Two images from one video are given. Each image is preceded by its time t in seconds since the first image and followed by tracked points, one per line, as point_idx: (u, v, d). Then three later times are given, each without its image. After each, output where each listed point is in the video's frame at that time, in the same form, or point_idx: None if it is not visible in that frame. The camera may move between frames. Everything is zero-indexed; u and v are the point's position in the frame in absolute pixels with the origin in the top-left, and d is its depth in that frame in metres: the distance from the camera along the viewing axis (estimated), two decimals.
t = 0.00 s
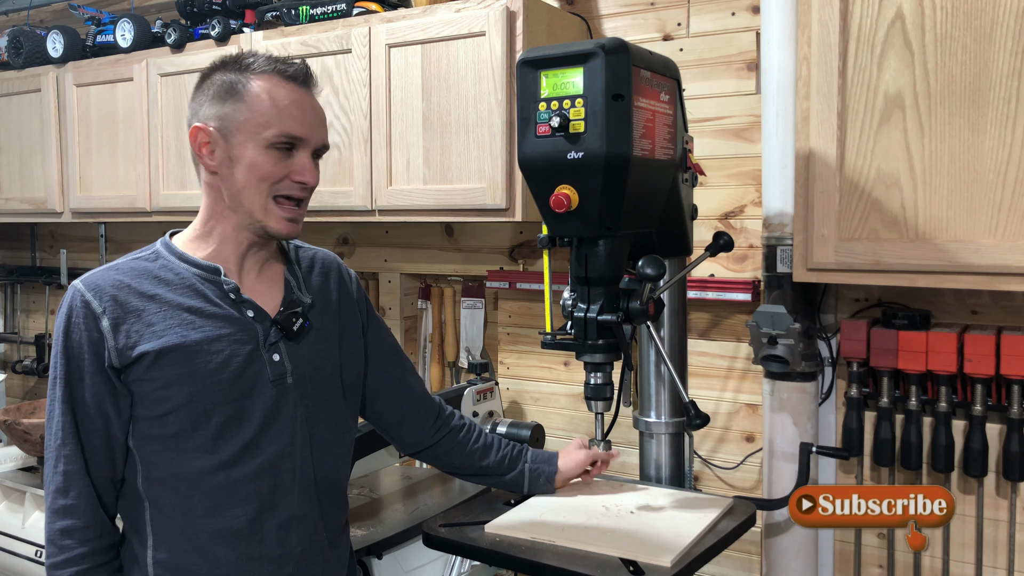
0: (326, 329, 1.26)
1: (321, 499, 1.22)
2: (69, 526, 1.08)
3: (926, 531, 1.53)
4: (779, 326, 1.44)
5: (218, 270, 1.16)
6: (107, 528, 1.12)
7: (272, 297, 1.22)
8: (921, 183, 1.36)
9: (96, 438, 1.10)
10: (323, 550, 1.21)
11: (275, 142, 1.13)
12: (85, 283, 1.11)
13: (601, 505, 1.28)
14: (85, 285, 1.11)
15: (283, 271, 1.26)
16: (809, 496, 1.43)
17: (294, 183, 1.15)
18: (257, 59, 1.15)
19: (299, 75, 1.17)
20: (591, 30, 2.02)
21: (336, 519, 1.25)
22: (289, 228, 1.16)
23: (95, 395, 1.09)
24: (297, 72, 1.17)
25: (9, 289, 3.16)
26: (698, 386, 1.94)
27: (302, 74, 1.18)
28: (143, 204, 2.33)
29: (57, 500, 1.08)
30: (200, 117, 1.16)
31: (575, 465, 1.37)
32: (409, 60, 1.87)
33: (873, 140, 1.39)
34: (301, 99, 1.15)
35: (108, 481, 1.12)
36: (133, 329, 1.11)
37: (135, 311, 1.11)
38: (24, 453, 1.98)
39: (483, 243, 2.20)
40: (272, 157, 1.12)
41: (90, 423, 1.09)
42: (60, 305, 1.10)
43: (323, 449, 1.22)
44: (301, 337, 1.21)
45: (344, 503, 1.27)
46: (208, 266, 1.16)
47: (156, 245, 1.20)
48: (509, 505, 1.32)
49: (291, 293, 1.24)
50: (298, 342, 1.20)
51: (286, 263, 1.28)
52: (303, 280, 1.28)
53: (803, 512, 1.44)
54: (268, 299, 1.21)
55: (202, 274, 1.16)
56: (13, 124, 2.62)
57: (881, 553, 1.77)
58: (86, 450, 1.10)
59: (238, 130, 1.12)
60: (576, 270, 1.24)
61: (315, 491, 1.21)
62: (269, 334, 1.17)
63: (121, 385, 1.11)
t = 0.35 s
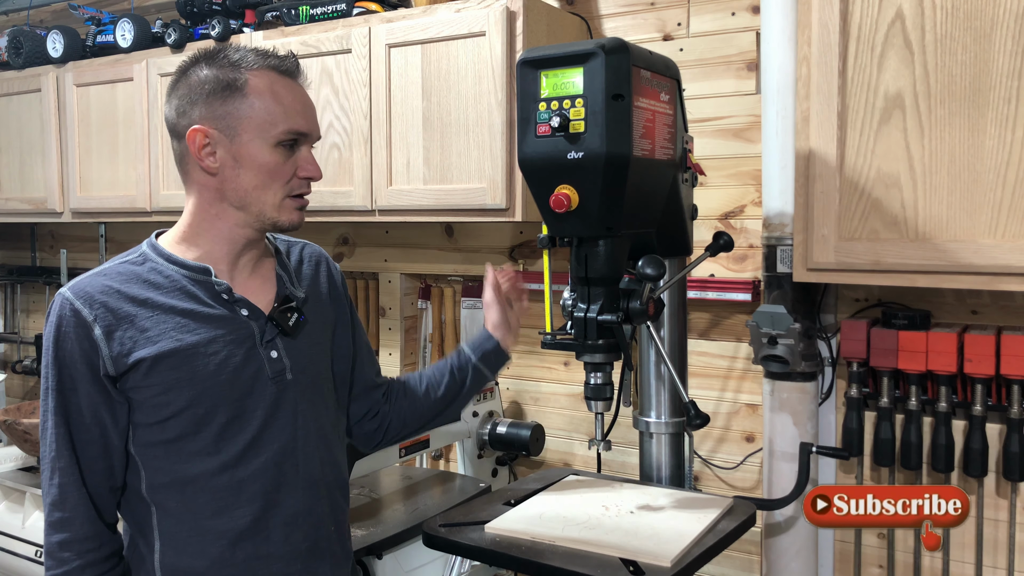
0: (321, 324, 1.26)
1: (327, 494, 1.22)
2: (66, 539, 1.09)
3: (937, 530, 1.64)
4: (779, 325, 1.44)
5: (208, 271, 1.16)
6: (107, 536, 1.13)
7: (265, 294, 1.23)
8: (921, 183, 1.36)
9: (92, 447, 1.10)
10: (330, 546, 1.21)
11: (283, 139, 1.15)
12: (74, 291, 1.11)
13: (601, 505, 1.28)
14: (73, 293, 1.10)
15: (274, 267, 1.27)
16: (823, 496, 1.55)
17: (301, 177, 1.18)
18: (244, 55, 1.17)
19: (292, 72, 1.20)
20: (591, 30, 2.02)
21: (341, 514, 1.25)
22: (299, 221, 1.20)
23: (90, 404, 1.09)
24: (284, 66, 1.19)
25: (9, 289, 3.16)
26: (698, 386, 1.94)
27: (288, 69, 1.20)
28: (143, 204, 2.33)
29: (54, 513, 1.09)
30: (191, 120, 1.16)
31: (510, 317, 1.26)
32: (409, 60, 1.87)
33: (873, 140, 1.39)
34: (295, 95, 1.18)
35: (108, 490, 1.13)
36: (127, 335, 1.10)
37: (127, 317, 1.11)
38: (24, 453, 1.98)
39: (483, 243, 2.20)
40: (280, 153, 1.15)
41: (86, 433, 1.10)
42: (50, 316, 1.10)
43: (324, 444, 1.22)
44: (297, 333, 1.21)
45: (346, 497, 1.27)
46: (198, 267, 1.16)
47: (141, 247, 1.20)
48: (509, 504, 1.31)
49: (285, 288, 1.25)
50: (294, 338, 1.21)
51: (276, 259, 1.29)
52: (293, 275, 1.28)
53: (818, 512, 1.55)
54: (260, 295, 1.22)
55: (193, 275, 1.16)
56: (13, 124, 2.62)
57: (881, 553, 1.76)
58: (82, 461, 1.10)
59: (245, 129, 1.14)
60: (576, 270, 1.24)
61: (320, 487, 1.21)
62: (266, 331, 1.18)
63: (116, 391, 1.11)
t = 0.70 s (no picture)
0: (326, 326, 1.27)
1: (325, 497, 1.22)
2: (66, 537, 1.09)
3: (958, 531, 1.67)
4: (779, 325, 1.44)
5: (213, 272, 1.16)
6: (107, 536, 1.13)
7: (270, 296, 1.23)
8: (921, 182, 1.36)
9: (94, 447, 1.10)
10: (328, 550, 1.21)
11: (229, 124, 1.12)
12: (78, 290, 1.10)
13: (601, 505, 1.28)
14: (77, 291, 1.10)
15: (281, 268, 1.27)
16: (832, 496, 1.65)
17: (245, 165, 1.12)
18: (244, 49, 1.18)
19: (274, 61, 1.16)
20: (591, 30, 2.02)
21: (338, 517, 1.25)
22: (243, 212, 1.13)
23: (92, 404, 1.09)
24: (278, 59, 1.17)
25: (9, 289, 3.16)
26: (698, 386, 1.94)
27: (285, 62, 1.18)
28: (143, 204, 2.33)
29: (54, 511, 1.09)
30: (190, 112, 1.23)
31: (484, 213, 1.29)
32: (409, 60, 1.87)
33: (873, 140, 1.39)
34: (271, 83, 1.14)
35: (109, 489, 1.13)
36: (129, 335, 1.10)
37: (130, 316, 1.11)
38: (24, 453, 1.98)
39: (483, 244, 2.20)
40: (224, 139, 1.12)
41: (89, 432, 1.09)
42: (53, 313, 1.09)
43: (324, 446, 1.23)
44: (301, 336, 1.21)
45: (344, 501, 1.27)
46: (202, 267, 1.16)
47: (149, 246, 1.20)
48: (509, 504, 1.31)
49: (291, 291, 1.25)
50: (297, 340, 1.21)
51: (283, 259, 1.29)
52: (301, 275, 1.29)
53: (826, 512, 1.65)
54: (264, 297, 1.22)
55: (197, 275, 1.16)
56: (13, 124, 2.62)
57: (881, 553, 1.76)
58: (83, 461, 1.10)
59: (203, 115, 1.14)
60: (576, 270, 1.24)
61: (319, 492, 1.21)
62: (269, 333, 1.18)
63: (118, 392, 1.11)
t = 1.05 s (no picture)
0: (339, 331, 1.26)
1: (329, 505, 1.21)
2: (70, 529, 1.10)
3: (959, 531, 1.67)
4: (779, 325, 1.44)
5: (227, 272, 1.17)
6: (110, 529, 1.14)
7: (284, 300, 1.23)
8: (921, 183, 1.36)
9: (101, 441, 1.11)
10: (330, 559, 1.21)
11: (252, 127, 1.12)
12: (92, 283, 1.11)
13: (601, 505, 1.28)
14: (92, 285, 1.10)
15: (297, 272, 1.27)
16: (839, 496, 1.71)
17: (266, 170, 1.12)
18: (273, 49, 1.17)
19: (300, 63, 1.16)
20: (591, 30, 2.02)
21: (343, 525, 1.24)
22: (261, 217, 1.13)
23: (100, 398, 1.10)
24: (306, 62, 1.15)
25: (9, 289, 3.16)
26: (698, 386, 1.94)
27: (312, 65, 1.17)
28: (143, 204, 2.33)
29: (61, 501, 1.10)
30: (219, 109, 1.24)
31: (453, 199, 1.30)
32: (408, 60, 1.87)
33: (873, 140, 1.39)
34: (296, 87, 1.13)
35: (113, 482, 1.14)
36: (139, 332, 1.10)
37: (141, 313, 1.11)
38: (24, 453, 1.99)
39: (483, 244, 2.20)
40: (246, 141, 1.12)
41: (96, 425, 1.11)
42: (68, 304, 1.10)
43: (333, 454, 1.22)
44: (312, 341, 1.21)
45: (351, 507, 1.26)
46: (217, 267, 1.16)
47: (167, 241, 1.21)
48: (509, 505, 1.31)
49: (305, 295, 1.24)
50: (308, 345, 1.20)
51: (301, 263, 1.28)
52: (318, 279, 1.28)
53: (833, 512, 1.72)
54: (278, 301, 1.22)
55: (212, 275, 1.16)
56: (12, 124, 2.62)
57: (881, 553, 1.76)
58: (90, 453, 1.11)
59: (229, 116, 1.15)
60: (576, 270, 1.24)
61: (323, 499, 1.20)
62: (279, 337, 1.18)
63: (127, 387, 1.11)
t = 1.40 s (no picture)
0: (350, 336, 1.25)
1: (334, 509, 1.21)
2: (78, 527, 1.11)
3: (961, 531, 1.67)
4: (779, 325, 1.44)
5: (240, 276, 1.17)
6: (118, 527, 1.14)
7: (296, 305, 1.23)
8: (921, 182, 1.36)
9: (110, 440, 1.12)
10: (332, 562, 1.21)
11: (273, 135, 1.12)
12: (106, 281, 1.11)
13: (601, 505, 1.28)
14: (105, 283, 1.11)
15: (310, 276, 1.27)
16: (843, 496, 1.71)
17: (285, 179, 1.12)
18: (297, 56, 1.16)
19: (325, 71, 1.15)
20: (591, 30, 2.02)
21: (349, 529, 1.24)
22: (278, 224, 1.13)
23: (110, 398, 1.10)
24: (329, 71, 1.15)
25: (9, 289, 3.16)
26: (698, 386, 1.94)
27: (335, 74, 1.16)
28: (143, 204, 2.33)
29: (70, 499, 1.11)
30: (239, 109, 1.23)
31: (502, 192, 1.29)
32: (409, 60, 1.87)
33: (873, 140, 1.39)
34: (318, 96, 1.13)
35: (121, 480, 1.14)
36: (150, 333, 1.11)
37: (153, 314, 1.12)
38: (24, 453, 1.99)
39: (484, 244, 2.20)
40: (266, 149, 1.12)
41: (106, 424, 1.11)
42: (80, 302, 1.11)
43: (340, 459, 1.22)
44: (323, 347, 1.21)
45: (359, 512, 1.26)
46: (230, 269, 1.16)
47: (181, 241, 1.21)
48: (509, 505, 1.31)
49: (318, 300, 1.24)
50: (319, 352, 1.20)
51: (315, 267, 1.28)
52: (331, 284, 1.27)
53: (837, 512, 1.73)
54: (290, 306, 1.22)
55: (225, 278, 1.16)
56: (12, 124, 2.62)
57: (881, 553, 1.76)
58: (100, 452, 1.12)
59: (250, 121, 1.14)
60: (577, 270, 1.24)
61: (326, 503, 1.20)
62: (290, 343, 1.18)
63: (137, 387, 1.12)
